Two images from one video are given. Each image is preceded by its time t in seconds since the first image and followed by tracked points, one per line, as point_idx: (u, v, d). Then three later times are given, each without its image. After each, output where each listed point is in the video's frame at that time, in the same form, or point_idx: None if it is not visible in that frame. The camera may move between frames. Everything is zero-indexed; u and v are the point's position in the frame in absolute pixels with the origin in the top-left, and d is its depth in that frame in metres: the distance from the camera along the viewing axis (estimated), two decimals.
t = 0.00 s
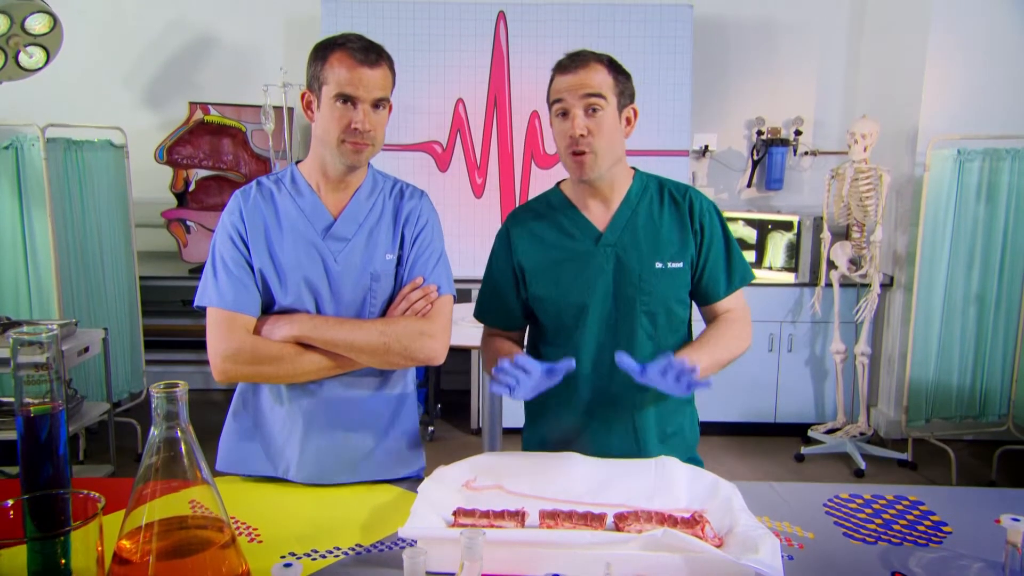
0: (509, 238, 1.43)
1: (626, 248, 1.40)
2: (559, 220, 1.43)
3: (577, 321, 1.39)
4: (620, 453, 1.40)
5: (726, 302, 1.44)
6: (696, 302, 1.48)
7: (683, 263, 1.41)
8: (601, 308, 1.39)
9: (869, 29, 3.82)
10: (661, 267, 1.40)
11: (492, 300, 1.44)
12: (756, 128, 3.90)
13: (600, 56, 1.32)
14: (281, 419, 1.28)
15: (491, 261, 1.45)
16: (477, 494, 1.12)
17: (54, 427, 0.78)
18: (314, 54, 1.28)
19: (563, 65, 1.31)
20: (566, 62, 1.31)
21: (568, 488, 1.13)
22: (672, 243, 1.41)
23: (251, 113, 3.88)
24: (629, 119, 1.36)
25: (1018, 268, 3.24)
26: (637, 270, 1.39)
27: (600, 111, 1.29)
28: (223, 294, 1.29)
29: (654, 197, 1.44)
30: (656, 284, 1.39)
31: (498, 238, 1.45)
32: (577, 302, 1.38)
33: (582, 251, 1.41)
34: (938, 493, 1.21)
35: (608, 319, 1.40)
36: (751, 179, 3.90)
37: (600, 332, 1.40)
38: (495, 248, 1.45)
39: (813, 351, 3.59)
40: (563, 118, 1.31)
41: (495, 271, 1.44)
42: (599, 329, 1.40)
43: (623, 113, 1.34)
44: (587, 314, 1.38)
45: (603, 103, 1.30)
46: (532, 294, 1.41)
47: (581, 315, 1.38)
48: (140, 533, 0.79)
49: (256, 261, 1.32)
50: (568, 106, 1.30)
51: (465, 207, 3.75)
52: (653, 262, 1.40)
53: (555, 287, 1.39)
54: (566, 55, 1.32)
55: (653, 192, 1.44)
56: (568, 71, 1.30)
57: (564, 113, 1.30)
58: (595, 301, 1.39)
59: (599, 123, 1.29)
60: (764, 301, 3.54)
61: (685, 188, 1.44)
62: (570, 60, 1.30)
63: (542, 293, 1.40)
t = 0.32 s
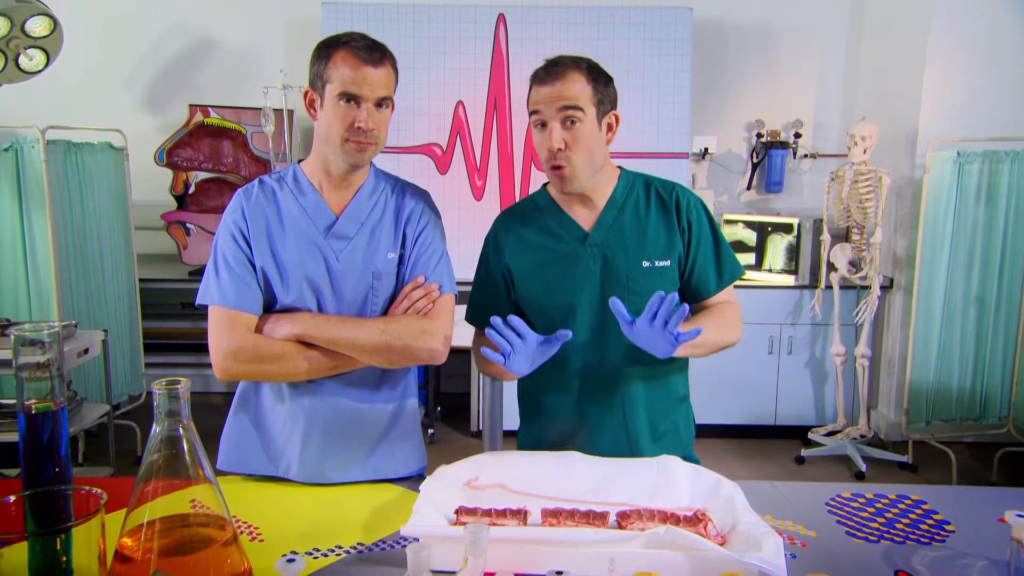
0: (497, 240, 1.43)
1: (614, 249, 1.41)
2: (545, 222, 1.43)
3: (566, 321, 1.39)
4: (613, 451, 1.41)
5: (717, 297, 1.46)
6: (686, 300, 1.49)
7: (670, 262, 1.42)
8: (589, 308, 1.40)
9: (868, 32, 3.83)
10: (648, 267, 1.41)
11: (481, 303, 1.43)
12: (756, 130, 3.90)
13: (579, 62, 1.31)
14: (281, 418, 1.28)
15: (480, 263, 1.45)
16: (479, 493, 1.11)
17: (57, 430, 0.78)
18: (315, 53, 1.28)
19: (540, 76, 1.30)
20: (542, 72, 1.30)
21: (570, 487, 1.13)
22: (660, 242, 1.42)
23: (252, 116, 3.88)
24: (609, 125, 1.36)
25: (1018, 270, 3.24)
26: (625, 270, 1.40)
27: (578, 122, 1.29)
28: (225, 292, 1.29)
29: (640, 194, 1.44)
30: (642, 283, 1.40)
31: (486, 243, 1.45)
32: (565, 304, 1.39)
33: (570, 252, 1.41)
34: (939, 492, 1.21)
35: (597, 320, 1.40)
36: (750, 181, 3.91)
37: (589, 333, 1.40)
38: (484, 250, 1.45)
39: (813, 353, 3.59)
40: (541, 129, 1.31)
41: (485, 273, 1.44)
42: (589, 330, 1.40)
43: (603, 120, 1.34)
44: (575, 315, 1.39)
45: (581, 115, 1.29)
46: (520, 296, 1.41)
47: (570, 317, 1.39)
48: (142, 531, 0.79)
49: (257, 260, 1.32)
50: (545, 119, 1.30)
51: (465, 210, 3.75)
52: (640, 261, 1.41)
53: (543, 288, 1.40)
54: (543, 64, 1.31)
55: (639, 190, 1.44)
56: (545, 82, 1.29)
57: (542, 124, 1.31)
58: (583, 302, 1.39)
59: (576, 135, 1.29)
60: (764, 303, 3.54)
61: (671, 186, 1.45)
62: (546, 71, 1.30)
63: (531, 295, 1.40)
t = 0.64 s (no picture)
0: (495, 239, 1.44)
1: (612, 247, 1.41)
2: (544, 221, 1.43)
3: (565, 319, 1.39)
4: (612, 451, 1.40)
5: (715, 297, 1.45)
6: (685, 299, 1.48)
7: (669, 261, 1.41)
8: (589, 306, 1.39)
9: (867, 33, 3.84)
10: (646, 265, 1.40)
11: (479, 302, 1.45)
12: (755, 131, 3.91)
13: (574, 60, 1.31)
14: (282, 415, 1.28)
15: (478, 261, 1.46)
16: (480, 490, 1.11)
17: (58, 430, 0.77)
18: (317, 50, 1.28)
19: (535, 74, 1.30)
20: (537, 71, 1.30)
21: (572, 484, 1.12)
22: (657, 241, 1.42)
23: (251, 116, 3.88)
24: (606, 123, 1.36)
25: (1017, 271, 3.24)
26: (623, 269, 1.40)
27: (573, 121, 1.29)
28: (226, 288, 1.29)
29: (639, 193, 1.44)
30: (641, 282, 1.40)
31: (484, 241, 1.45)
32: (563, 302, 1.38)
33: (569, 250, 1.41)
34: (941, 489, 1.20)
35: (596, 318, 1.40)
36: (750, 182, 3.92)
37: (588, 332, 1.40)
38: (483, 248, 1.45)
39: (812, 354, 3.59)
40: (536, 127, 1.31)
41: (482, 272, 1.45)
42: (587, 328, 1.40)
43: (599, 118, 1.34)
44: (573, 314, 1.38)
45: (576, 113, 1.29)
46: (520, 294, 1.41)
47: (568, 315, 1.39)
48: (143, 527, 0.79)
49: (259, 256, 1.32)
50: (540, 117, 1.30)
51: (464, 211, 3.75)
52: (639, 259, 1.40)
53: (541, 287, 1.40)
54: (539, 62, 1.31)
55: (638, 189, 1.44)
56: (540, 81, 1.29)
57: (537, 123, 1.31)
58: (581, 301, 1.39)
59: (571, 133, 1.29)
60: (764, 304, 3.53)
61: (669, 184, 1.45)
62: (541, 69, 1.30)
63: (529, 293, 1.40)
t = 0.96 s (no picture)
0: (498, 236, 1.43)
1: (616, 245, 1.40)
2: (548, 217, 1.43)
3: (567, 316, 1.39)
4: (611, 449, 1.40)
5: (717, 298, 1.45)
6: (686, 299, 1.48)
7: (671, 259, 1.41)
8: (591, 304, 1.39)
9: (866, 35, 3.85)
10: (649, 264, 1.40)
11: (483, 297, 1.45)
12: (754, 133, 3.91)
13: (585, 53, 1.32)
14: (282, 413, 1.28)
15: (480, 258, 1.46)
16: (481, 488, 1.10)
17: (58, 429, 0.75)
18: (319, 46, 1.28)
19: (546, 64, 1.31)
20: (548, 60, 1.31)
21: (572, 483, 1.12)
22: (661, 239, 1.41)
23: (250, 118, 3.85)
24: (613, 116, 1.36)
25: (1016, 273, 3.25)
26: (626, 267, 1.39)
27: (582, 110, 1.29)
28: (226, 285, 1.29)
29: (643, 191, 1.44)
30: (644, 281, 1.39)
31: (487, 237, 1.45)
32: (566, 300, 1.38)
33: (572, 247, 1.41)
34: (942, 488, 1.20)
35: (596, 316, 1.40)
36: (749, 184, 3.92)
37: (588, 330, 1.40)
38: (486, 244, 1.45)
39: (811, 355, 3.59)
40: (545, 116, 1.31)
41: (484, 269, 1.45)
42: (587, 326, 1.39)
43: (607, 111, 1.34)
44: (576, 311, 1.38)
45: (586, 102, 1.29)
46: (523, 291, 1.41)
47: (569, 314, 1.38)
48: (142, 524, 0.78)
49: (259, 252, 1.32)
50: (550, 105, 1.30)
51: (463, 212, 3.74)
52: (642, 258, 1.40)
53: (542, 284, 1.40)
54: (550, 53, 1.32)
55: (643, 187, 1.44)
56: (551, 69, 1.30)
57: (547, 111, 1.30)
58: (582, 298, 1.39)
59: (581, 123, 1.29)
60: (763, 305, 3.53)
61: (674, 184, 1.45)
62: (553, 59, 1.30)
63: (530, 290, 1.40)
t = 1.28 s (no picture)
0: (504, 233, 1.43)
1: (621, 245, 1.40)
2: (555, 216, 1.43)
3: (572, 316, 1.38)
4: (612, 448, 1.39)
5: (723, 301, 1.45)
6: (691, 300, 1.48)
7: (678, 261, 1.41)
8: (596, 305, 1.39)
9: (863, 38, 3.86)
10: (656, 265, 1.40)
11: (487, 295, 1.45)
12: (752, 136, 3.92)
13: (596, 51, 1.32)
14: (282, 412, 1.28)
15: (486, 257, 1.45)
16: (481, 487, 1.10)
17: (57, 433, 0.75)
18: (317, 44, 1.28)
19: (557, 61, 1.31)
20: (559, 57, 1.31)
21: (573, 482, 1.12)
22: (668, 241, 1.41)
23: (248, 120, 3.84)
24: (624, 116, 1.36)
25: (1014, 275, 3.25)
26: (632, 267, 1.40)
27: (591, 109, 1.29)
28: (225, 283, 1.28)
29: (651, 193, 1.43)
30: (650, 282, 1.39)
31: (493, 235, 1.45)
32: (571, 299, 1.38)
33: (577, 247, 1.41)
34: (943, 487, 1.20)
35: (601, 316, 1.40)
36: (747, 187, 3.91)
37: (594, 329, 1.39)
38: (492, 242, 1.45)
39: (810, 357, 3.58)
40: (553, 113, 1.31)
41: (491, 267, 1.44)
42: (594, 324, 1.39)
43: (618, 110, 1.33)
44: (581, 310, 1.38)
45: (594, 101, 1.29)
46: (528, 290, 1.40)
47: (573, 313, 1.38)
48: (140, 523, 0.77)
49: (257, 250, 1.32)
50: (559, 102, 1.30)
51: (461, 214, 3.74)
52: (648, 259, 1.40)
53: (548, 283, 1.39)
54: (561, 50, 1.32)
55: (650, 188, 1.44)
56: (562, 67, 1.30)
57: (556, 109, 1.31)
58: (588, 297, 1.38)
59: (588, 121, 1.29)
60: (761, 307, 3.53)
61: (682, 186, 1.44)
62: (564, 56, 1.30)
63: (536, 289, 1.40)
